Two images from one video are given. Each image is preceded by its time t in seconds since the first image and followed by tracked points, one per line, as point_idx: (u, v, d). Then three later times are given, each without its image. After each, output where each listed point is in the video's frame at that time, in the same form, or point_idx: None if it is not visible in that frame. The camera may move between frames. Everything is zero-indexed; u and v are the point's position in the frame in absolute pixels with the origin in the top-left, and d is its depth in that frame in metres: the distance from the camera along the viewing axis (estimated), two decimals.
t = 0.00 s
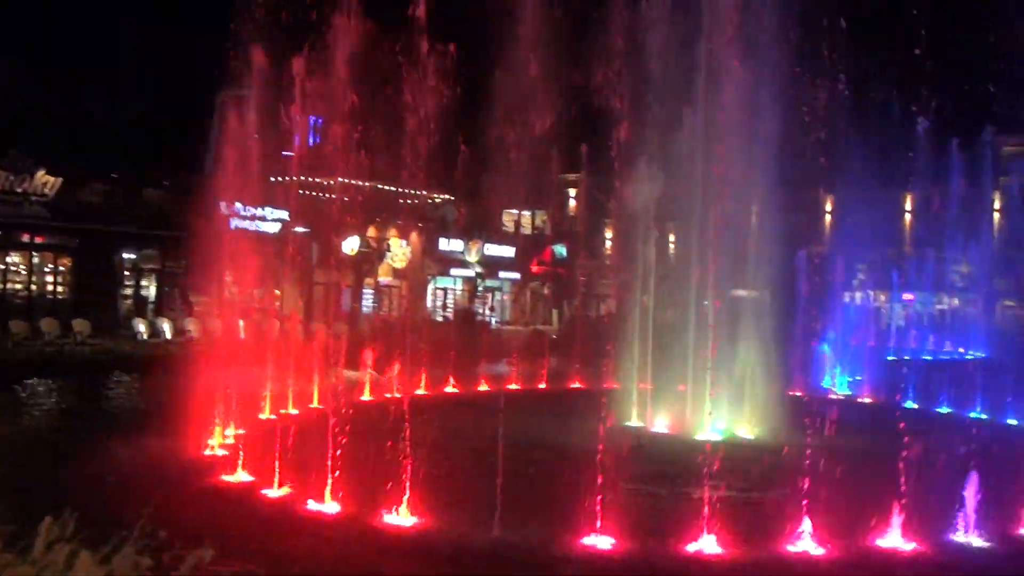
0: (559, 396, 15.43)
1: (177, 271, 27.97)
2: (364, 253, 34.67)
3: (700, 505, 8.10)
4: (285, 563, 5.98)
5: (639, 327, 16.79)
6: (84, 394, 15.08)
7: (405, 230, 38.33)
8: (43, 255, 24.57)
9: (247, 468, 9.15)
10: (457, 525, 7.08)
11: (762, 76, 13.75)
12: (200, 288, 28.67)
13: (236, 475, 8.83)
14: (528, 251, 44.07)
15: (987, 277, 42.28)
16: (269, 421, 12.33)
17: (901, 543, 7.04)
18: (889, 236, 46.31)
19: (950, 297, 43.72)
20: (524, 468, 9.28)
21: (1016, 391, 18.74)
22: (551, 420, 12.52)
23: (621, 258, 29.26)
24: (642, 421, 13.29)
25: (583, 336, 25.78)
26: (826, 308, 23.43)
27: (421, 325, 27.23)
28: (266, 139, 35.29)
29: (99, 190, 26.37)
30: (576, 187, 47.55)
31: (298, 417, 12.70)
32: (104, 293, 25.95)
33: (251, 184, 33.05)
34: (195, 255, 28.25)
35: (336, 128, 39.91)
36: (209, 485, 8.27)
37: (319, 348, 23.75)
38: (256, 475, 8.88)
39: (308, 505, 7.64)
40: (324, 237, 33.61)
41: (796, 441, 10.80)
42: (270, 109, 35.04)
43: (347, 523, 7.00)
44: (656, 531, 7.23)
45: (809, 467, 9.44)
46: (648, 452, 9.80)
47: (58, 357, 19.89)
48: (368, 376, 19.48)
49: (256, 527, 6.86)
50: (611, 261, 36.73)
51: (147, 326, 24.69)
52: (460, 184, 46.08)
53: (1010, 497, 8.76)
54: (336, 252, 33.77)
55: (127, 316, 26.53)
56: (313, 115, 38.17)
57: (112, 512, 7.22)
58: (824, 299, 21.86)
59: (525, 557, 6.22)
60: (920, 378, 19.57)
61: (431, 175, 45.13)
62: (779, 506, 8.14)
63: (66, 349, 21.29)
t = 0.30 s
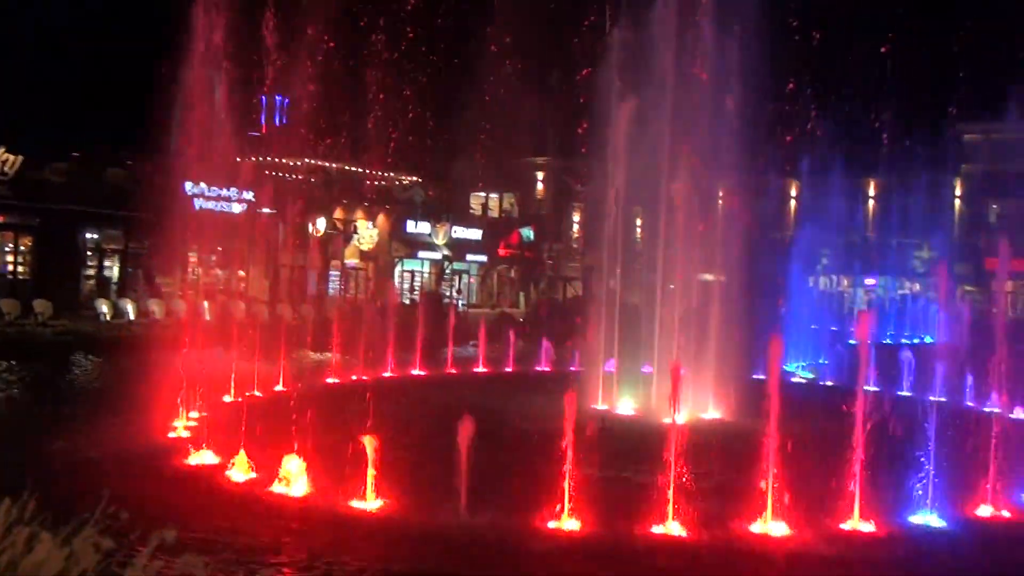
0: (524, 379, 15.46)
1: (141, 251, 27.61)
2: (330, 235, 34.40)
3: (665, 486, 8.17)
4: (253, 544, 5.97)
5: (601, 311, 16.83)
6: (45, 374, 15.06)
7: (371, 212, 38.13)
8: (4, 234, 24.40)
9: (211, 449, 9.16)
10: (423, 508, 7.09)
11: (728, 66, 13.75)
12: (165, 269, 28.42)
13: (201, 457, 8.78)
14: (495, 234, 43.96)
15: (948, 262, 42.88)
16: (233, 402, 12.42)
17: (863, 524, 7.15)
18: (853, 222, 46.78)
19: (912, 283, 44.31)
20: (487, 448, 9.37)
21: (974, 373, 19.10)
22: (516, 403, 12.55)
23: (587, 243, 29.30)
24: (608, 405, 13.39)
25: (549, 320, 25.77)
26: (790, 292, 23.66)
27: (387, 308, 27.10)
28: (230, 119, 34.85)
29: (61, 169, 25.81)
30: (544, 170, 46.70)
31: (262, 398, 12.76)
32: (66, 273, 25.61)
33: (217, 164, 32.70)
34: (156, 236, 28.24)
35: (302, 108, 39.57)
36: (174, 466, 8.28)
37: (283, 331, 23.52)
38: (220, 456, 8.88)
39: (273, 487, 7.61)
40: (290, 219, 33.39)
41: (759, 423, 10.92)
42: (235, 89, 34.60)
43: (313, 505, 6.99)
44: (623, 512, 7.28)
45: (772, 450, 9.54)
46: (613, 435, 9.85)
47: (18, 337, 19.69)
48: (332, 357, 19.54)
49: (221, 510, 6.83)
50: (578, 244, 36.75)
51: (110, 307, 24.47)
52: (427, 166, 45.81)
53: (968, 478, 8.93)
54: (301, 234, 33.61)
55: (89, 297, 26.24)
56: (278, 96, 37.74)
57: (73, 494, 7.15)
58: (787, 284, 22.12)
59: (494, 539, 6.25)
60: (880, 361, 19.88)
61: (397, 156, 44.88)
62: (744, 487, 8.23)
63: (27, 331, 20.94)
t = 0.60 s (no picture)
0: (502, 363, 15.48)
1: (117, 235, 27.61)
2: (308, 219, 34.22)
3: (642, 469, 8.21)
4: (228, 529, 5.96)
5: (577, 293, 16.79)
6: (21, 359, 14.93)
7: (349, 196, 37.87)
8: None
9: (187, 435, 9.09)
10: (400, 492, 7.10)
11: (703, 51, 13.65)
12: (142, 253, 28.29)
13: (178, 442, 8.75)
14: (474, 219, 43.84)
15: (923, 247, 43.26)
16: (211, 387, 12.34)
17: (838, 507, 7.21)
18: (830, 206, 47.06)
19: (887, 268, 44.67)
20: (465, 433, 9.34)
21: (947, 357, 19.25)
22: (494, 387, 12.57)
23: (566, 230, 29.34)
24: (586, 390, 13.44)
25: (529, 305, 25.78)
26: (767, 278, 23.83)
27: (366, 292, 27.02)
28: (207, 102, 34.51)
29: (35, 152, 26.02)
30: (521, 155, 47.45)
31: (239, 383, 12.67)
32: (44, 256, 25.63)
33: (194, 147, 32.36)
34: (134, 219, 27.91)
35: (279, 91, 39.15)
36: (150, 451, 8.22)
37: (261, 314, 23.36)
38: (195, 441, 8.81)
39: (251, 472, 7.59)
40: (267, 202, 33.13)
41: (734, 406, 11.03)
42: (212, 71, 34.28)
43: (290, 490, 6.97)
44: (600, 495, 7.32)
45: (748, 433, 9.60)
46: (592, 418, 9.91)
47: None
48: (310, 342, 19.47)
49: (199, 494, 6.80)
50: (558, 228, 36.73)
51: (86, 291, 24.18)
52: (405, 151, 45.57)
53: (941, 461, 9.00)
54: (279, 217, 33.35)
55: (64, 281, 26.40)
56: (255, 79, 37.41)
57: (45, 479, 7.11)
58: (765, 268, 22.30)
59: (471, 524, 6.26)
60: (856, 345, 20.06)
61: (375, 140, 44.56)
62: (721, 469, 8.29)
63: (1, 315, 20.74)
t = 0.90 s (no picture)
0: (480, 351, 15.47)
1: (91, 225, 27.35)
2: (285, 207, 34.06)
3: (617, 456, 8.28)
4: (207, 518, 5.95)
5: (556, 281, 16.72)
6: None
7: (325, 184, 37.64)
8: None
9: (162, 425, 9.01)
10: (378, 480, 7.13)
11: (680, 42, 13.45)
12: (117, 241, 28.19)
13: (154, 431, 8.71)
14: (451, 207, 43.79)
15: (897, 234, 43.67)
16: (187, 376, 12.33)
17: (809, 491, 7.32)
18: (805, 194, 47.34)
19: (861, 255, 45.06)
20: (441, 422, 9.33)
21: (921, 344, 19.39)
22: (471, 375, 12.58)
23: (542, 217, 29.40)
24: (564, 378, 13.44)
25: (506, 293, 25.78)
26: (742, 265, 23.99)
27: (343, 280, 26.97)
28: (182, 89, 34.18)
29: (8, 139, 25.05)
30: (499, 143, 46.69)
31: (216, 371, 12.66)
32: (18, 248, 25.34)
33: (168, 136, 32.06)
34: (108, 208, 27.62)
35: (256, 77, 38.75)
36: (126, 442, 8.16)
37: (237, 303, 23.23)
38: (172, 432, 8.76)
39: (228, 461, 7.58)
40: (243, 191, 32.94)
41: (709, 394, 11.12)
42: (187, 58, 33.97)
43: (267, 479, 6.96)
44: (576, 480, 7.40)
45: (722, 419, 9.70)
46: (569, 407, 9.97)
47: None
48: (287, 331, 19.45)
49: (176, 484, 6.77)
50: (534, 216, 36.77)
51: (60, 282, 24.08)
52: (382, 138, 45.40)
53: (913, 446, 9.11)
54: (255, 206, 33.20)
55: (37, 270, 26.11)
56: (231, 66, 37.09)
57: (14, 471, 7.02)
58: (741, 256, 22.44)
59: (448, 511, 6.30)
60: (830, 332, 20.25)
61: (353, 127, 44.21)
62: (695, 455, 8.37)
63: None
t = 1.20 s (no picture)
0: (453, 344, 15.42)
1: (58, 216, 26.85)
2: (256, 199, 33.75)
3: (590, 448, 8.26)
4: (178, 515, 5.86)
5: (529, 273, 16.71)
6: None
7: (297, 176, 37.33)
8: None
9: (131, 419, 8.92)
10: (351, 474, 7.07)
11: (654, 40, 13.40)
12: (87, 235, 27.28)
13: (122, 426, 8.61)
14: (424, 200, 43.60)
15: (867, 227, 44.03)
16: (156, 370, 12.23)
17: (782, 482, 7.35)
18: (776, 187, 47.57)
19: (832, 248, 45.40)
20: (416, 416, 9.29)
21: (889, 335, 19.63)
22: (444, 369, 12.52)
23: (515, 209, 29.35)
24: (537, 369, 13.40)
25: (479, 286, 25.68)
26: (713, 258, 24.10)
27: (315, 272, 26.78)
28: (150, 80, 33.73)
29: None
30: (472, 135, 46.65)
31: (187, 365, 12.55)
32: None
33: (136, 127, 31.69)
34: (76, 201, 27.19)
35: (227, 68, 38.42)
36: (93, 436, 8.07)
37: (208, 296, 22.95)
38: (141, 426, 8.69)
39: (198, 456, 7.49)
40: (214, 183, 32.64)
41: (680, 387, 11.16)
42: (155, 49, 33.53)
43: (238, 474, 6.87)
44: (550, 474, 7.37)
45: (694, 412, 9.73)
46: (541, 401, 9.97)
47: None
48: (259, 324, 19.31)
49: (146, 480, 6.66)
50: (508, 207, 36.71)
51: (28, 275, 23.55)
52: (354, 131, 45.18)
53: (882, 437, 9.21)
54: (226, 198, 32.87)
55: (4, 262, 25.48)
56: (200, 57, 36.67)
57: None
58: (712, 250, 22.55)
59: (423, 506, 6.25)
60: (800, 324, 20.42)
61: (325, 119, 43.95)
62: (668, 447, 8.39)
63: None
